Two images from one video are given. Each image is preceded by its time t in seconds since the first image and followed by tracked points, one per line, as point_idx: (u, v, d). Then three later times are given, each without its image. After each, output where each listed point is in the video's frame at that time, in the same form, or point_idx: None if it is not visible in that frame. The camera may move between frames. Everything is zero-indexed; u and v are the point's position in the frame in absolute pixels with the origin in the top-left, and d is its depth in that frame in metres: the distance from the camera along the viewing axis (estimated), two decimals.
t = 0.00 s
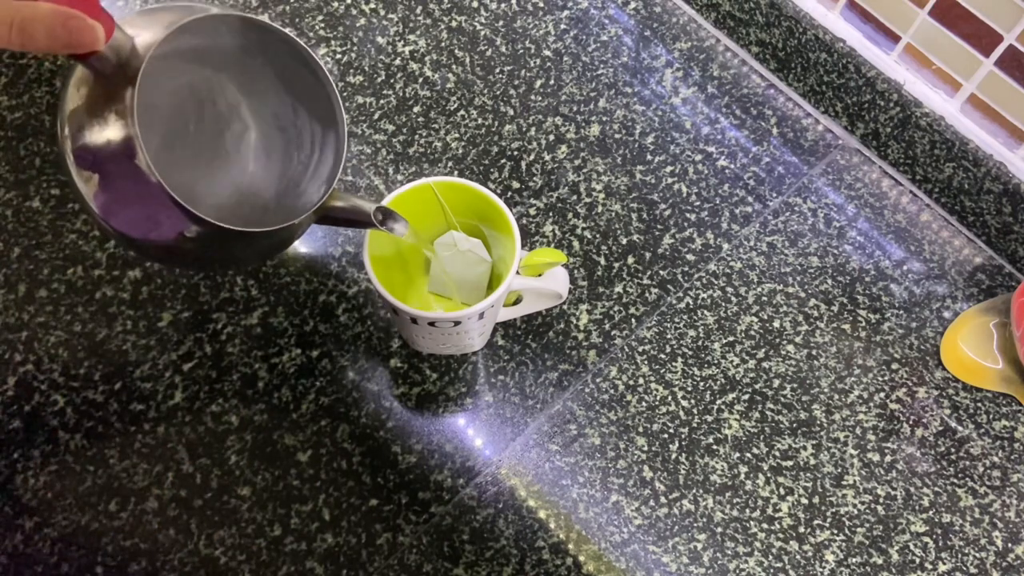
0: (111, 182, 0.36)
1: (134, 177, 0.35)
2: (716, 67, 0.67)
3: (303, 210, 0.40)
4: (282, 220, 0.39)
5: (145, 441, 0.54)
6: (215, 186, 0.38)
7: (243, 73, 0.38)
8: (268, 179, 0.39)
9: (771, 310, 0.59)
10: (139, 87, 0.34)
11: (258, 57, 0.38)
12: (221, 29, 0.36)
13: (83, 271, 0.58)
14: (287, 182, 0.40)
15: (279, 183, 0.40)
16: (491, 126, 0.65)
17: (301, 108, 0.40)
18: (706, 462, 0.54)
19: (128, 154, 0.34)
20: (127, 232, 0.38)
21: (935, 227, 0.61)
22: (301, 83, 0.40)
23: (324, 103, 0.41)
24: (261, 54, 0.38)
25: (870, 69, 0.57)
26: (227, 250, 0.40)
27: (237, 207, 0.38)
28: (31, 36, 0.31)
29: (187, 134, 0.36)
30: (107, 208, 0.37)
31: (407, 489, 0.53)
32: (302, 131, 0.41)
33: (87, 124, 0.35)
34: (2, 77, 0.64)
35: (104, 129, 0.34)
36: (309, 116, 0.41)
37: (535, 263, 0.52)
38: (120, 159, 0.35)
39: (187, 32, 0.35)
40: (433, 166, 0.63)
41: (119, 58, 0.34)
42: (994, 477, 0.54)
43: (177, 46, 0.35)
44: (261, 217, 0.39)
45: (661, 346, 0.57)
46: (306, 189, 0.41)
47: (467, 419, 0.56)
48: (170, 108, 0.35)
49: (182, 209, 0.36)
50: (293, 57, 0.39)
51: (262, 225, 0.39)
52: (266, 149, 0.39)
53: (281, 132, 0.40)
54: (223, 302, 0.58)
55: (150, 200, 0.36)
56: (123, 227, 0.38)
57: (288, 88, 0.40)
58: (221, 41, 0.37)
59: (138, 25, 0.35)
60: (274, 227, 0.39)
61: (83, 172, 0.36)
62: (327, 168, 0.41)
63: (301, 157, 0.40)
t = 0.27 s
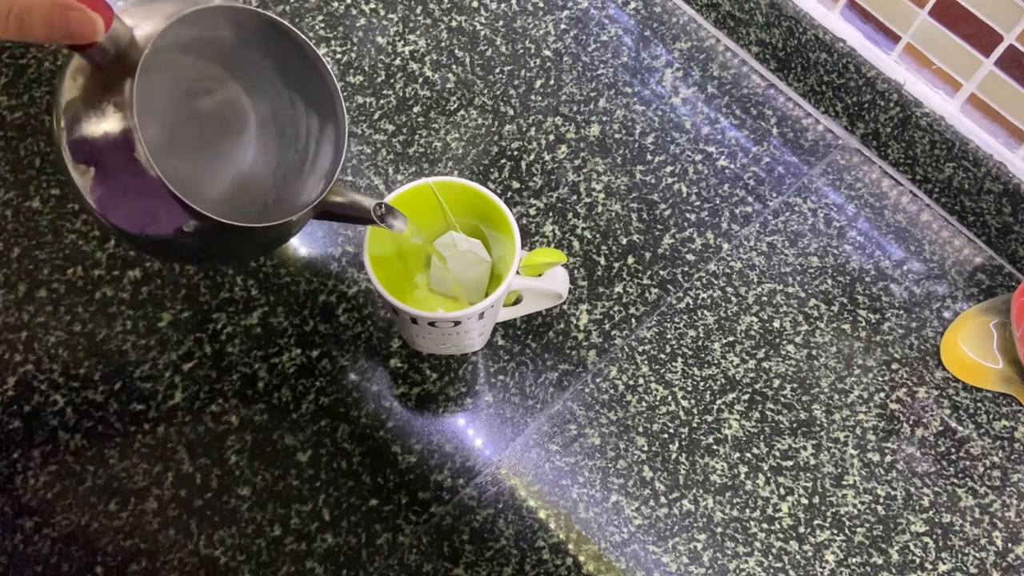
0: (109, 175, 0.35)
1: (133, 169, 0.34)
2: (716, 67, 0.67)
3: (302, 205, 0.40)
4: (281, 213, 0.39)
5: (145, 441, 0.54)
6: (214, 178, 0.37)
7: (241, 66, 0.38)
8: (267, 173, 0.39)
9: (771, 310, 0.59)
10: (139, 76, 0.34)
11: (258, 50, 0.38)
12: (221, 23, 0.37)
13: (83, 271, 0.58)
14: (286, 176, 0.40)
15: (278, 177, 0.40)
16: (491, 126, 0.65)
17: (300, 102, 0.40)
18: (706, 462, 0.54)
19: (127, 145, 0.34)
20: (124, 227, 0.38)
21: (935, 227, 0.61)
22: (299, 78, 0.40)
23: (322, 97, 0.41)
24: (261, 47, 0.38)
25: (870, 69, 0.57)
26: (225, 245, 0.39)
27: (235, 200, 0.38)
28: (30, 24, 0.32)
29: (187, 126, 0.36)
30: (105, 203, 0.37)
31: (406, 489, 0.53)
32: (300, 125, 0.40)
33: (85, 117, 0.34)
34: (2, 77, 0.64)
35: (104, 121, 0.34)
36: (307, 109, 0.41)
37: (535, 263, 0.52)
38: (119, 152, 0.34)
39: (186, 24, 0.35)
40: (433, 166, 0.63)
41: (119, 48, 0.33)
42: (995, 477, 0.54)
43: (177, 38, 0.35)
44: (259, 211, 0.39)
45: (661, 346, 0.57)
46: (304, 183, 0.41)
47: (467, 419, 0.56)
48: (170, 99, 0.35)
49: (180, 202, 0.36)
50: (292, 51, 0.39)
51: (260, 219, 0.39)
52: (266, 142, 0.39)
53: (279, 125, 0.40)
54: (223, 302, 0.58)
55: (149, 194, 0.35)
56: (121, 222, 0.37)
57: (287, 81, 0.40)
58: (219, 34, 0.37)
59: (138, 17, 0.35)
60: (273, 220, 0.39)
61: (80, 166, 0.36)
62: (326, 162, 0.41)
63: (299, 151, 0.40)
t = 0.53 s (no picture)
0: (90, 156, 0.36)
1: (114, 149, 0.35)
2: (716, 67, 0.67)
3: (291, 186, 0.39)
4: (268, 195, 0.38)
5: (145, 441, 0.54)
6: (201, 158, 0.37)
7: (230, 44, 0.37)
8: (257, 153, 0.39)
9: (771, 310, 0.59)
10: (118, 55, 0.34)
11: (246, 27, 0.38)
12: None
13: (83, 271, 0.58)
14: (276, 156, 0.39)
15: (268, 158, 0.39)
16: (491, 126, 0.65)
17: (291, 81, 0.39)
18: (706, 462, 0.54)
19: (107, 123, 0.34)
20: (110, 210, 0.38)
21: (935, 227, 0.61)
22: (290, 56, 0.39)
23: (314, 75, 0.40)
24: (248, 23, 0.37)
25: (870, 69, 0.57)
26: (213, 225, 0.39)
27: (222, 181, 0.38)
28: None
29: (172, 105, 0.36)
30: (88, 184, 0.37)
31: (406, 489, 0.53)
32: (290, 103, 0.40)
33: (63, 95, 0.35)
34: (2, 77, 0.64)
35: (82, 99, 0.34)
36: (299, 88, 0.40)
37: (535, 263, 0.52)
38: (99, 132, 0.34)
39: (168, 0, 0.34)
40: (433, 166, 0.63)
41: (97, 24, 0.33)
42: (995, 477, 0.54)
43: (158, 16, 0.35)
44: (247, 193, 0.38)
45: (661, 346, 0.57)
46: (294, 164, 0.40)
47: (467, 419, 0.56)
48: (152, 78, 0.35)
49: (163, 181, 0.36)
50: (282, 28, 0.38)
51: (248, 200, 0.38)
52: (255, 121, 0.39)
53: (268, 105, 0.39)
54: (223, 302, 0.58)
55: (132, 174, 0.36)
56: (107, 205, 0.38)
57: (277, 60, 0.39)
58: (204, 11, 0.36)
59: None
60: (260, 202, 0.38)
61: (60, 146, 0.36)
62: (317, 142, 0.40)
63: (289, 132, 0.40)
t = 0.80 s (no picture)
0: (85, 157, 0.35)
1: (109, 150, 0.34)
2: (716, 67, 0.67)
3: (287, 187, 0.39)
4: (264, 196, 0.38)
5: (145, 441, 0.54)
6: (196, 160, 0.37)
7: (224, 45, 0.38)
8: (251, 155, 0.39)
9: (771, 310, 0.59)
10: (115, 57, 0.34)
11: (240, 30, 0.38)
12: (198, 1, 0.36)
13: (83, 271, 0.58)
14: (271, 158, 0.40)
15: (263, 160, 0.39)
16: (491, 126, 0.65)
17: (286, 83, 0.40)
18: (706, 462, 0.54)
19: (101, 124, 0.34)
20: (106, 211, 0.38)
21: (935, 227, 0.61)
22: (284, 58, 0.39)
23: (308, 77, 0.40)
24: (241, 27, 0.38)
25: (870, 69, 0.57)
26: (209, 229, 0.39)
27: (218, 183, 0.38)
28: None
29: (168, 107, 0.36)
30: (83, 187, 0.36)
31: (406, 489, 0.53)
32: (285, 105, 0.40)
33: (58, 96, 0.34)
34: (2, 77, 0.64)
35: (76, 99, 0.34)
36: (292, 90, 0.40)
37: (535, 262, 0.53)
38: (94, 132, 0.34)
39: (166, 1, 0.35)
40: (433, 166, 0.63)
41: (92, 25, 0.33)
42: (995, 477, 0.54)
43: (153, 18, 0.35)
44: (243, 194, 0.38)
45: (661, 346, 0.57)
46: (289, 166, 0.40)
47: (466, 419, 0.56)
48: (148, 79, 0.35)
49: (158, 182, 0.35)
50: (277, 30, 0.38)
51: (245, 202, 0.38)
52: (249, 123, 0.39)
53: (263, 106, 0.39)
54: (223, 302, 0.58)
55: (127, 175, 0.35)
56: (103, 206, 0.37)
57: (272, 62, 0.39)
58: (200, 13, 0.36)
59: None
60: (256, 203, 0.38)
61: (54, 148, 0.35)
62: (312, 144, 0.40)
63: (283, 134, 0.40)
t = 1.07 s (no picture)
0: (93, 168, 0.36)
1: (118, 160, 0.35)
2: (716, 67, 0.67)
3: (291, 199, 0.39)
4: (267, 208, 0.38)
5: (145, 441, 0.54)
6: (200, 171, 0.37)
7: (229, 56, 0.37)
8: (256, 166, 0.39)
9: (771, 310, 0.59)
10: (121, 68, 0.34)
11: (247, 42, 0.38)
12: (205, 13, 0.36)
13: (83, 271, 0.58)
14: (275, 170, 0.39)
15: (267, 170, 0.39)
16: (491, 126, 0.65)
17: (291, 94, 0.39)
18: (706, 462, 0.54)
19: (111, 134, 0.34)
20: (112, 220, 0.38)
21: (935, 227, 0.61)
22: (290, 69, 0.39)
23: (314, 88, 0.39)
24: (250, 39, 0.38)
25: (870, 69, 0.57)
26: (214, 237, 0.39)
27: (221, 193, 0.38)
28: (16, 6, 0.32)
29: (172, 118, 0.36)
30: (93, 197, 0.37)
31: (407, 489, 0.53)
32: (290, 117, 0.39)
33: (69, 108, 0.35)
34: (2, 77, 0.64)
35: (87, 111, 0.34)
36: (299, 102, 0.40)
37: (535, 262, 0.53)
38: (103, 142, 0.35)
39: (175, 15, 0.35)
40: (433, 166, 0.63)
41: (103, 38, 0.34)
42: (995, 477, 0.54)
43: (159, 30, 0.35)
44: (246, 204, 0.38)
45: (661, 346, 0.57)
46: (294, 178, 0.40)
47: (466, 419, 0.56)
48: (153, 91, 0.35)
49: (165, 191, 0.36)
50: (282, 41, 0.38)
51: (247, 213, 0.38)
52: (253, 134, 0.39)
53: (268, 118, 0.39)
54: (223, 302, 0.58)
55: (135, 184, 0.36)
56: (109, 215, 0.38)
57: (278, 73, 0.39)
58: (207, 25, 0.36)
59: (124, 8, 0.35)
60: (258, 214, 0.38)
61: (65, 159, 0.36)
62: (316, 156, 0.40)
63: (288, 145, 0.39)
